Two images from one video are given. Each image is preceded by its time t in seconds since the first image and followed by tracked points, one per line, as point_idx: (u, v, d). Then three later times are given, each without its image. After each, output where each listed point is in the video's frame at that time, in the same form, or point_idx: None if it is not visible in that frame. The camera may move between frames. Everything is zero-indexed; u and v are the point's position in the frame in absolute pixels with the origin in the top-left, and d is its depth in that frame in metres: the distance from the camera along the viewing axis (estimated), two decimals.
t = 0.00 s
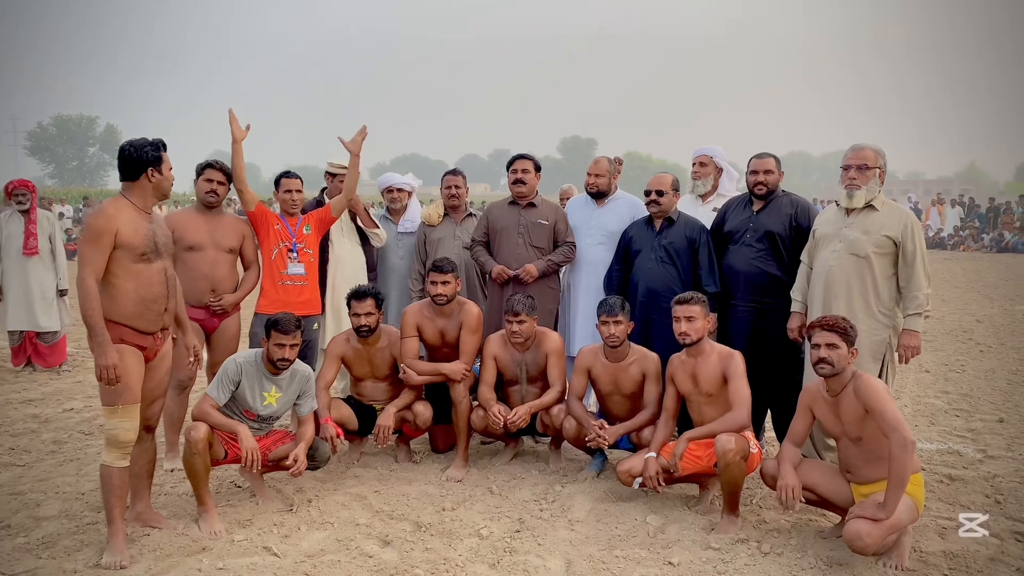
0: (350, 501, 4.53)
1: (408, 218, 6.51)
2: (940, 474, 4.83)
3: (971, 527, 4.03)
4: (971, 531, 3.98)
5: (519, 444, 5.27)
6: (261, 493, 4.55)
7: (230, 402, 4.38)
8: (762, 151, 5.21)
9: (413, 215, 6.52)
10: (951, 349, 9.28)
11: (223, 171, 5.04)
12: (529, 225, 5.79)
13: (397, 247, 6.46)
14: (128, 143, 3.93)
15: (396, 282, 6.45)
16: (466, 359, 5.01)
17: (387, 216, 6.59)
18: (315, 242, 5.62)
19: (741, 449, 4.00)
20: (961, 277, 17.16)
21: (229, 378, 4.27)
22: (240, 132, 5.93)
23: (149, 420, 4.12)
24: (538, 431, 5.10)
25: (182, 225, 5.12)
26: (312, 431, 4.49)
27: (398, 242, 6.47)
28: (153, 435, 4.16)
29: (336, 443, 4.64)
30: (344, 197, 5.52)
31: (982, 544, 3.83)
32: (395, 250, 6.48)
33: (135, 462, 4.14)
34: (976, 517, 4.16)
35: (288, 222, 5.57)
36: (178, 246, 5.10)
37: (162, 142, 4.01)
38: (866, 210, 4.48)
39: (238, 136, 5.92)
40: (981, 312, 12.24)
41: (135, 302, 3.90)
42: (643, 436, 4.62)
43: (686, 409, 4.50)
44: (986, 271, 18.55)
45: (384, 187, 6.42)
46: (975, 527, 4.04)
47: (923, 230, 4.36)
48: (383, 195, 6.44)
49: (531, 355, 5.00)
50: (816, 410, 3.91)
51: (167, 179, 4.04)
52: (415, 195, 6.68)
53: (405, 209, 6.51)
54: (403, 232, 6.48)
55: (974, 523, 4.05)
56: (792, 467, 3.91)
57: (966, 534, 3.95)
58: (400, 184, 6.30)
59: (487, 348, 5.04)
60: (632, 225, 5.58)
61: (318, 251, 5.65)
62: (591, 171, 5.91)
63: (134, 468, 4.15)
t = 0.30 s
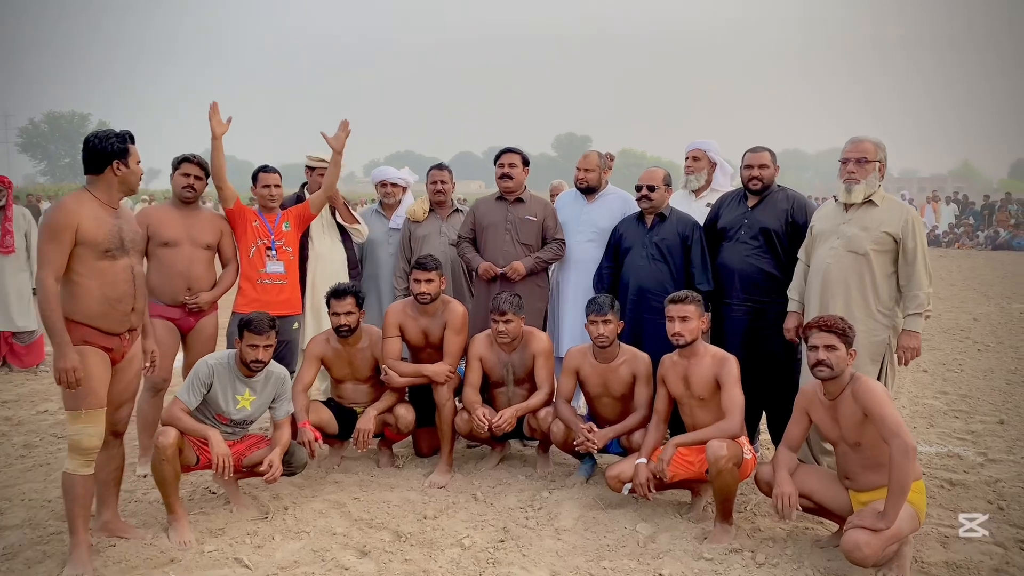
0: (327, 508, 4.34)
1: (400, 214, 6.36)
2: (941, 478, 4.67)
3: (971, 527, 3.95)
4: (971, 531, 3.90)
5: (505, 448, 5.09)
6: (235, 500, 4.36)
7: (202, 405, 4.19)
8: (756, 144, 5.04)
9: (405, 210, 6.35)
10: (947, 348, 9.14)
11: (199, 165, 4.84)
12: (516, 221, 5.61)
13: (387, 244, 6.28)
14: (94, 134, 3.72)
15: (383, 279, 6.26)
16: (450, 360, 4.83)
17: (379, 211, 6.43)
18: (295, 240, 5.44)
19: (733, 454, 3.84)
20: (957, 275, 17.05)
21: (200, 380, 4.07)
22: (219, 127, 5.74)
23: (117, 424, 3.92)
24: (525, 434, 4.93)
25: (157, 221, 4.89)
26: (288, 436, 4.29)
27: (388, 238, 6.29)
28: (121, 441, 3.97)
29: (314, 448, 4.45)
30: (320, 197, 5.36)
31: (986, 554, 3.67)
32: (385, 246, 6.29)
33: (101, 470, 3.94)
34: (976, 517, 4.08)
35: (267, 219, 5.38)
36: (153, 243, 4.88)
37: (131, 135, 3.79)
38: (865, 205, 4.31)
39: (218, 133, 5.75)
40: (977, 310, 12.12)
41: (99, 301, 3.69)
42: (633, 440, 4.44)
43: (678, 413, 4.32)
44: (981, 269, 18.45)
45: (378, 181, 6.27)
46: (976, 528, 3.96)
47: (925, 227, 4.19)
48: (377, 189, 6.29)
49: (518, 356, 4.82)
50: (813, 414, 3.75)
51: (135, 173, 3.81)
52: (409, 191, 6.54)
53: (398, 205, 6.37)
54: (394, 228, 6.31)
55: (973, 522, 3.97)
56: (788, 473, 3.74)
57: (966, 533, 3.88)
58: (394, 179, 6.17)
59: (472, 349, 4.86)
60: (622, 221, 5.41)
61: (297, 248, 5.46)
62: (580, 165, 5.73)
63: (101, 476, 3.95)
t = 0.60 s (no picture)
0: (310, 519, 4.19)
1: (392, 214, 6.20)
2: (941, 487, 4.55)
3: (971, 527, 3.99)
4: (971, 531, 3.94)
5: (495, 455, 4.96)
6: (215, 509, 4.21)
7: (178, 412, 4.05)
8: (751, 143, 4.90)
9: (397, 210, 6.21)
10: (946, 350, 9.03)
11: (183, 165, 4.70)
12: (507, 221, 5.47)
13: (378, 244, 6.14)
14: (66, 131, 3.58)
15: (371, 279, 6.12)
16: (437, 365, 4.69)
17: (371, 211, 6.28)
18: (279, 246, 5.34)
19: (728, 464, 3.71)
20: (954, 275, 16.95)
21: (176, 387, 3.93)
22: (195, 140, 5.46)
23: (91, 432, 3.77)
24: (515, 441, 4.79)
25: (139, 219, 4.72)
26: (268, 444, 4.15)
27: (379, 238, 6.14)
28: (96, 449, 3.82)
29: (296, 456, 4.31)
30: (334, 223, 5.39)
31: (989, 568, 3.55)
32: (377, 247, 6.14)
33: (74, 480, 3.78)
34: (976, 517, 4.12)
35: (250, 221, 5.27)
36: (133, 242, 4.70)
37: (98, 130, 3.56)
38: (864, 206, 4.18)
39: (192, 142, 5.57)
40: (974, 311, 12.01)
41: (72, 305, 3.54)
42: (626, 448, 4.31)
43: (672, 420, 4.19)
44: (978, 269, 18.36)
45: (372, 180, 6.20)
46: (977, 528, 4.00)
47: (926, 229, 4.06)
48: (370, 189, 6.22)
49: (508, 361, 4.68)
50: (811, 423, 3.62)
51: (97, 169, 3.57)
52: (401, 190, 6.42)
53: (391, 204, 6.23)
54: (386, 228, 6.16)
55: (973, 522, 4.01)
56: (786, 484, 3.62)
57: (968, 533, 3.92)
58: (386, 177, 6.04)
59: (460, 353, 4.72)
60: (616, 221, 5.28)
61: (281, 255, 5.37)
62: (572, 164, 5.58)
63: (74, 486, 3.79)
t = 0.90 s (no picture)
0: (297, 526, 4.06)
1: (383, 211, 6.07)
2: (946, 494, 4.44)
3: (971, 527, 3.99)
4: (971, 531, 3.94)
5: (489, 459, 4.83)
6: (199, 516, 4.07)
7: (160, 416, 3.92)
8: (753, 141, 4.77)
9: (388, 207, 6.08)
10: (948, 352, 8.92)
11: (171, 161, 4.55)
12: (503, 219, 5.34)
13: (369, 242, 6.00)
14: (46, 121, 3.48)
15: (363, 278, 5.98)
16: (430, 367, 4.55)
17: (361, 207, 6.14)
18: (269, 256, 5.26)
19: (730, 472, 3.59)
20: (954, 275, 16.86)
21: (157, 390, 3.79)
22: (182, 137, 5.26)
23: (73, 438, 3.62)
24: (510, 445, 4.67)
25: (125, 215, 4.58)
26: (254, 448, 4.02)
27: (371, 236, 6.02)
28: (77, 455, 3.68)
29: (284, 460, 4.18)
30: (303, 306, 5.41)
31: None
32: (367, 245, 6.01)
33: (52, 487, 3.65)
34: (975, 517, 4.11)
35: (245, 221, 5.14)
36: (118, 239, 4.56)
37: (51, 123, 3.32)
38: (869, 205, 4.05)
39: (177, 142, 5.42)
40: (975, 312, 11.90)
41: (44, 304, 3.41)
42: (623, 454, 4.19)
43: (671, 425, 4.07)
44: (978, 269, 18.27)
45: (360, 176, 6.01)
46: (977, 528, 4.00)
47: (934, 228, 3.93)
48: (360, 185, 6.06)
49: (502, 363, 4.56)
50: (814, 429, 3.50)
51: (50, 163, 3.35)
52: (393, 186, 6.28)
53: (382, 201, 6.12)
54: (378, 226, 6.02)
55: (973, 522, 4.01)
56: (790, 491, 3.49)
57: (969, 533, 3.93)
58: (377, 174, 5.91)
59: (453, 355, 4.59)
60: (614, 220, 5.15)
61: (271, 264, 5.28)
62: (569, 161, 5.47)
63: (52, 493, 3.65)
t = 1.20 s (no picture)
0: (290, 534, 3.94)
1: (380, 209, 5.94)
2: (957, 502, 4.33)
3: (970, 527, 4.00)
4: (971, 531, 3.95)
5: (487, 464, 4.72)
6: (189, 523, 3.95)
7: (148, 421, 3.79)
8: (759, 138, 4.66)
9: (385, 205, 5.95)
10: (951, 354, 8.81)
11: (168, 159, 4.43)
12: (504, 218, 5.21)
13: (365, 241, 5.88)
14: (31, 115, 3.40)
15: (359, 278, 5.85)
16: (428, 370, 4.42)
17: (359, 207, 6.05)
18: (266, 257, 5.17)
19: (738, 481, 3.47)
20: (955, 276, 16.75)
21: (145, 394, 3.67)
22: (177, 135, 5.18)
23: (56, 443, 3.51)
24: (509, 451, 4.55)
25: (114, 214, 4.45)
26: (245, 454, 3.92)
27: (367, 235, 5.89)
28: (61, 461, 3.56)
29: (276, 466, 4.05)
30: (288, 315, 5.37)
31: None
32: (362, 244, 5.89)
33: (36, 494, 3.52)
34: (975, 517, 4.11)
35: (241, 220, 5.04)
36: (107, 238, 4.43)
37: (26, 118, 3.22)
38: (882, 205, 3.94)
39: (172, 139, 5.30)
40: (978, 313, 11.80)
41: (22, 306, 3.28)
42: (626, 460, 4.08)
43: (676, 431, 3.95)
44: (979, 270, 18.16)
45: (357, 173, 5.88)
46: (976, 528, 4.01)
47: (949, 230, 3.81)
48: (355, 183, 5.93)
49: (502, 366, 4.43)
50: (823, 438, 3.38)
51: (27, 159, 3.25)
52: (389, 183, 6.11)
53: (378, 199, 6.00)
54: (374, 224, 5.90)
55: (973, 522, 4.02)
56: (798, 503, 3.38)
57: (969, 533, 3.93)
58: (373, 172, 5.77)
59: (452, 357, 4.47)
60: (617, 220, 5.02)
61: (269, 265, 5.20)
62: (571, 158, 5.33)
63: (35, 501, 3.53)
